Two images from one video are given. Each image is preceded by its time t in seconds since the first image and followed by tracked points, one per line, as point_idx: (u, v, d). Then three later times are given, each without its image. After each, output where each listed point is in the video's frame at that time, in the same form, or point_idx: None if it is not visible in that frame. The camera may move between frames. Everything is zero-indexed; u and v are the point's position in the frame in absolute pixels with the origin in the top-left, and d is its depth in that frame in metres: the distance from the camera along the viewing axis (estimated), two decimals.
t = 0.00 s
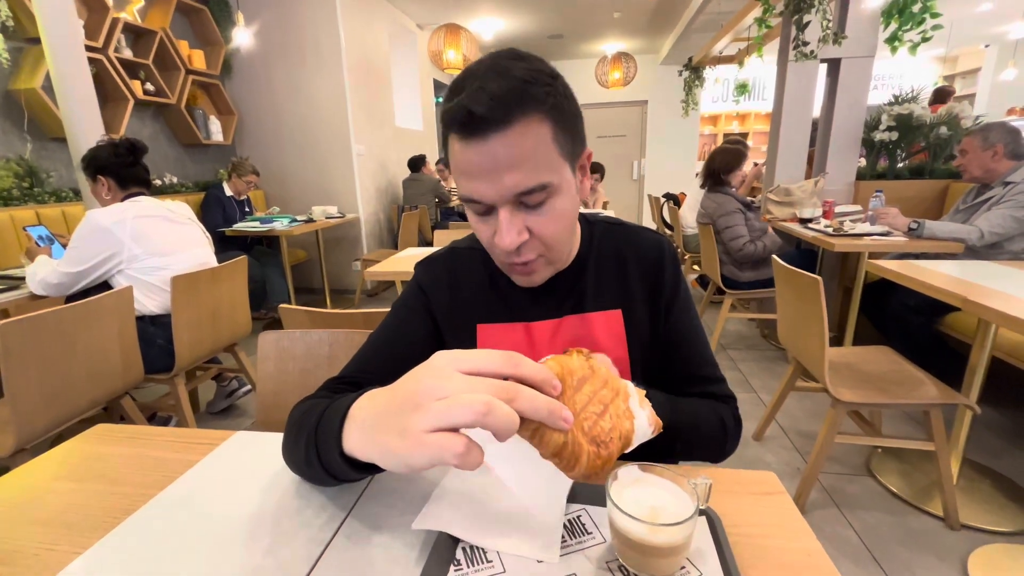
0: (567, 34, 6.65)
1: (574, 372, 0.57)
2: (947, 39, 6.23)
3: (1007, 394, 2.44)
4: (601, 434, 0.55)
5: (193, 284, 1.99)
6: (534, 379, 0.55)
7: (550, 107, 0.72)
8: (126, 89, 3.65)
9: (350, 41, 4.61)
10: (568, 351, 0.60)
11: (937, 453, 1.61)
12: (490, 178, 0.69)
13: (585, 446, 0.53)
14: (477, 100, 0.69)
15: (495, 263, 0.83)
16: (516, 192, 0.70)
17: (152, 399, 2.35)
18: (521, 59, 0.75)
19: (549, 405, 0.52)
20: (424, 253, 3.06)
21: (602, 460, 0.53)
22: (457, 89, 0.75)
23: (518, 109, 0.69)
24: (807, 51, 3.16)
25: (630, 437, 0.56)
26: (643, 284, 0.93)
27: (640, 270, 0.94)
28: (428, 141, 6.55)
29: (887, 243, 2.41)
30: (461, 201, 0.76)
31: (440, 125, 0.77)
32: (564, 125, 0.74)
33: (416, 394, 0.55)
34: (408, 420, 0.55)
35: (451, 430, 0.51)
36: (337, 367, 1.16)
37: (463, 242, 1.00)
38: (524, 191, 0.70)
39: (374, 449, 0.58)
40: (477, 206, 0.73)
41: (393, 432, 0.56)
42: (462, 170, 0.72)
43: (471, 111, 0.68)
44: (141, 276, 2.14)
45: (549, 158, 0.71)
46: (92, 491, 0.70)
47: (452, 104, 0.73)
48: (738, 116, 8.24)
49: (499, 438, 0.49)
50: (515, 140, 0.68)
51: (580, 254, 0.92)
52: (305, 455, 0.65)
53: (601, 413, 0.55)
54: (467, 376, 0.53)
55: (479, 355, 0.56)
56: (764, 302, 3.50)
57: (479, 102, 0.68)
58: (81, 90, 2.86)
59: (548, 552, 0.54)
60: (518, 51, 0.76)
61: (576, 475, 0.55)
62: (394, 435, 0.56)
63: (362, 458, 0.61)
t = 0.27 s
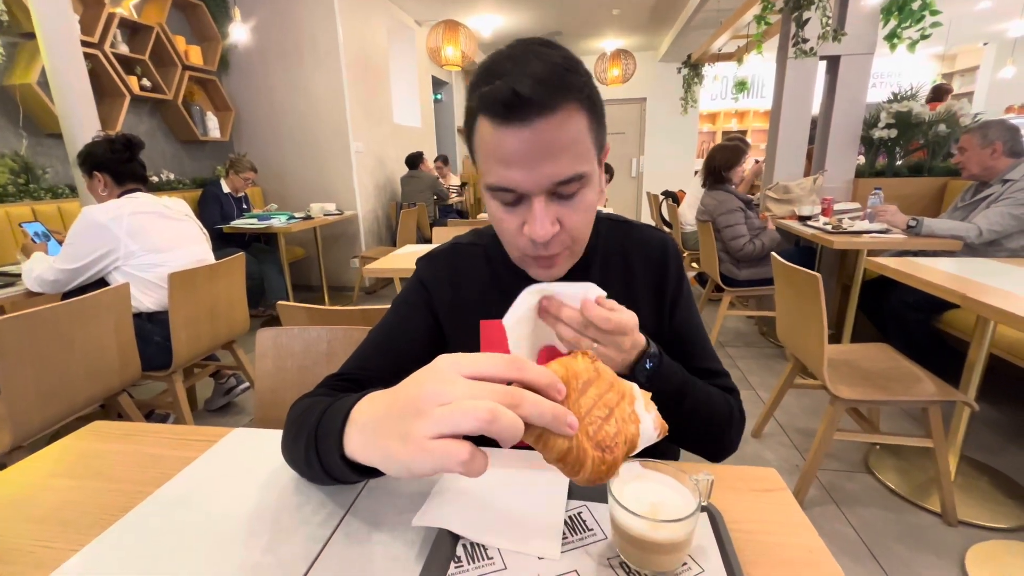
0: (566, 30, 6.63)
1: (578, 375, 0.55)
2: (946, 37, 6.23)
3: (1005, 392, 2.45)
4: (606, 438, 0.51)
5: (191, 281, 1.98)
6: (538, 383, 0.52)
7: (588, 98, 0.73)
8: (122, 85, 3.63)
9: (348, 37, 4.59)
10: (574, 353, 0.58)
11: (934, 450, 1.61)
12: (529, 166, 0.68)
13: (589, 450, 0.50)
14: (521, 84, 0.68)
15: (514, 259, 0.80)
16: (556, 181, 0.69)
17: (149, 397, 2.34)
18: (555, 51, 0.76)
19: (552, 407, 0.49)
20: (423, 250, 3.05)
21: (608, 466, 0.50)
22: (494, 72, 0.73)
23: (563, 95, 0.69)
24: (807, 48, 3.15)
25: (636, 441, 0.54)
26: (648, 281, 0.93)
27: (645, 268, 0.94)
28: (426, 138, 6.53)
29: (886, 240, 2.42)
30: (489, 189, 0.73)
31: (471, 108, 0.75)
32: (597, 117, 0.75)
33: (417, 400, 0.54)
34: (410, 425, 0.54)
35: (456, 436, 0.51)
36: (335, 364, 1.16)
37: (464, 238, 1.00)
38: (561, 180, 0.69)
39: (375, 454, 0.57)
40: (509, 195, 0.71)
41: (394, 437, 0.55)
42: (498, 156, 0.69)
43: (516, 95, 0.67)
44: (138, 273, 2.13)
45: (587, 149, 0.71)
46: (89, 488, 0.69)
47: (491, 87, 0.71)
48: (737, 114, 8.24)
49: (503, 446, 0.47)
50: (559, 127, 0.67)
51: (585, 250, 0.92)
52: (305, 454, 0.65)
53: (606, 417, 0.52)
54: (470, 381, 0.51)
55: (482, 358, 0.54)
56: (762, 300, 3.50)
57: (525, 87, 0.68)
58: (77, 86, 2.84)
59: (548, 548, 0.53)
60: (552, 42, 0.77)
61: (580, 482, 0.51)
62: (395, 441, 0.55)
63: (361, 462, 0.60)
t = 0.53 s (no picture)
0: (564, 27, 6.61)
1: (577, 379, 0.53)
2: (943, 34, 6.24)
3: (1000, 388, 2.46)
4: (605, 446, 0.49)
5: (186, 279, 1.96)
6: (536, 389, 0.51)
7: (620, 99, 0.73)
8: (117, 81, 3.60)
9: (344, 33, 4.56)
10: (573, 357, 0.57)
11: (930, 447, 1.61)
12: (563, 166, 0.68)
13: (589, 458, 0.49)
14: (561, 80, 0.67)
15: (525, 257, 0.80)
16: (587, 182, 0.69)
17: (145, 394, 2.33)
18: (587, 46, 0.75)
19: (552, 416, 0.47)
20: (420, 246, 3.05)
21: (606, 474, 0.49)
22: (527, 63, 0.71)
23: (600, 95, 0.69)
24: (805, 45, 3.15)
25: (636, 448, 0.52)
26: (648, 278, 0.94)
27: (646, 265, 0.94)
28: (423, 135, 6.51)
29: (882, 237, 2.42)
30: (513, 186, 0.72)
31: (499, 99, 0.72)
32: (623, 118, 0.76)
33: (413, 407, 0.52)
34: (404, 433, 0.52)
35: (452, 445, 0.48)
36: (331, 361, 1.15)
37: (462, 234, 1.00)
38: (592, 182, 0.70)
39: (371, 461, 0.56)
40: (536, 193, 0.71)
41: (388, 444, 0.53)
42: (529, 153, 0.68)
43: (557, 91, 0.66)
44: (133, 270, 2.12)
45: (616, 152, 0.71)
46: (82, 486, 0.69)
47: (526, 79, 0.69)
48: (735, 111, 8.24)
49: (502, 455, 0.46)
50: (595, 128, 0.67)
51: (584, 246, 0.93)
52: (300, 455, 0.65)
53: (606, 424, 0.51)
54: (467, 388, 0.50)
55: (480, 364, 0.53)
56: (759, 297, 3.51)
57: (567, 83, 0.67)
58: (71, 82, 2.82)
59: (544, 547, 0.53)
60: (583, 37, 0.76)
61: (578, 490, 0.50)
62: (390, 448, 0.53)
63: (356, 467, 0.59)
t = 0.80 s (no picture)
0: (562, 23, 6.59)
1: (577, 380, 0.53)
2: (940, 31, 6.24)
3: (995, 384, 2.47)
4: (603, 450, 0.49)
5: (182, 275, 1.95)
6: (533, 391, 0.50)
7: (627, 98, 0.72)
8: (111, 76, 3.58)
9: (341, 29, 4.54)
10: (571, 357, 0.56)
11: (926, 442, 1.62)
12: (568, 166, 0.67)
13: (586, 461, 0.48)
14: (568, 78, 0.66)
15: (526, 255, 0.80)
16: (591, 182, 0.69)
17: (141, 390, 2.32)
18: (594, 42, 0.74)
19: (548, 418, 0.47)
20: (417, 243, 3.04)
21: (604, 477, 0.48)
22: (533, 59, 0.70)
23: (607, 94, 0.68)
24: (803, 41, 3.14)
25: (634, 450, 0.51)
26: (649, 275, 0.93)
27: (647, 262, 0.94)
28: (421, 131, 6.49)
29: (879, 233, 2.42)
30: (516, 184, 0.71)
31: (503, 95, 0.71)
32: (629, 116, 0.75)
33: (407, 408, 0.51)
34: (398, 434, 0.51)
35: (447, 448, 0.47)
36: (328, 357, 1.15)
37: (460, 229, 0.99)
38: (597, 182, 0.69)
39: (364, 462, 0.55)
40: (540, 192, 0.70)
41: (382, 445, 0.52)
42: (534, 151, 0.67)
43: (564, 89, 0.65)
44: (128, 266, 2.10)
45: (622, 152, 0.71)
46: (76, 482, 0.68)
47: (532, 76, 0.68)
48: (733, 107, 8.23)
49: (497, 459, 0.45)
50: (603, 127, 0.67)
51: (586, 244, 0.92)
52: (294, 453, 0.64)
53: (604, 426, 0.50)
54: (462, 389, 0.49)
55: (477, 364, 0.52)
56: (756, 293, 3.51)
57: (574, 81, 0.66)
58: (64, 76, 2.79)
59: (541, 542, 0.52)
60: (590, 32, 0.75)
61: (576, 493, 0.49)
62: (384, 449, 0.52)
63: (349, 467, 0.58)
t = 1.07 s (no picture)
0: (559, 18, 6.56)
1: (573, 381, 0.52)
2: (939, 27, 6.24)
3: (992, 380, 2.47)
4: (600, 454, 0.48)
5: (177, 271, 1.94)
6: (528, 393, 0.49)
7: (630, 96, 0.71)
8: (104, 70, 3.54)
9: (337, 23, 4.50)
10: (567, 358, 0.55)
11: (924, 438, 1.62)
12: (567, 168, 0.66)
13: (583, 466, 0.47)
14: (570, 78, 0.64)
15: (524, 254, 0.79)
16: (591, 185, 0.68)
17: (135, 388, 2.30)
18: (598, 37, 0.71)
19: (544, 422, 0.45)
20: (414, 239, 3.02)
21: (600, 481, 0.48)
22: (534, 56, 0.68)
23: (610, 93, 0.66)
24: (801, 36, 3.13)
25: (632, 453, 0.50)
26: (649, 273, 0.92)
27: (647, 260, 0.93)
28: (418, 127, 6.46)
29: (876, 230, 2.43)
30: (515, 184, 0.70)
31: (502, 93, 0.69)
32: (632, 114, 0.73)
33: (396, 411, 0.49)
34: (387, 437, 0.49)
35: (438, 452, 0.46)
36: (323, 354, 1.14)
37: (457, 224, 0.98)
38: (597, 184, 0.68)
39: (353, 465, 0.53)
40: (538, 193, 0.69)
41: (370, 448, 0.51)
42: (533, 153, 0.66)
43: (565, 90, 0.63)
44: (122, 262, 2.08)
45: (624, 153, 0.69)
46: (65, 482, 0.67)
47: (532, 74, 0.66)
48: (731, 104, 8.23)
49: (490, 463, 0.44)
50: (605, 129, 0.65)
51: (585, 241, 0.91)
52: (284, 455, 0.63)
53: (601, 429, 0.49)
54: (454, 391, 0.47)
55: (469, 366, 0.50)
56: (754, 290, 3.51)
57: (575, 82, 0.64)
58: (56, 71, 2.76)
59: (537, 543, 0.51)
60: (594, 26, 0.73)
61: (571, 498, 0.48)
62: (373, 454, 0.50)
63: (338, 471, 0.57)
